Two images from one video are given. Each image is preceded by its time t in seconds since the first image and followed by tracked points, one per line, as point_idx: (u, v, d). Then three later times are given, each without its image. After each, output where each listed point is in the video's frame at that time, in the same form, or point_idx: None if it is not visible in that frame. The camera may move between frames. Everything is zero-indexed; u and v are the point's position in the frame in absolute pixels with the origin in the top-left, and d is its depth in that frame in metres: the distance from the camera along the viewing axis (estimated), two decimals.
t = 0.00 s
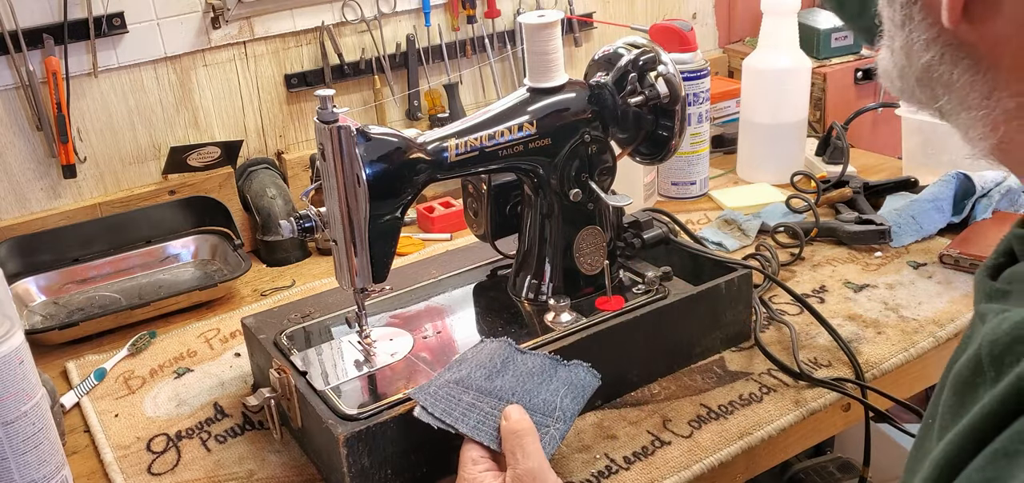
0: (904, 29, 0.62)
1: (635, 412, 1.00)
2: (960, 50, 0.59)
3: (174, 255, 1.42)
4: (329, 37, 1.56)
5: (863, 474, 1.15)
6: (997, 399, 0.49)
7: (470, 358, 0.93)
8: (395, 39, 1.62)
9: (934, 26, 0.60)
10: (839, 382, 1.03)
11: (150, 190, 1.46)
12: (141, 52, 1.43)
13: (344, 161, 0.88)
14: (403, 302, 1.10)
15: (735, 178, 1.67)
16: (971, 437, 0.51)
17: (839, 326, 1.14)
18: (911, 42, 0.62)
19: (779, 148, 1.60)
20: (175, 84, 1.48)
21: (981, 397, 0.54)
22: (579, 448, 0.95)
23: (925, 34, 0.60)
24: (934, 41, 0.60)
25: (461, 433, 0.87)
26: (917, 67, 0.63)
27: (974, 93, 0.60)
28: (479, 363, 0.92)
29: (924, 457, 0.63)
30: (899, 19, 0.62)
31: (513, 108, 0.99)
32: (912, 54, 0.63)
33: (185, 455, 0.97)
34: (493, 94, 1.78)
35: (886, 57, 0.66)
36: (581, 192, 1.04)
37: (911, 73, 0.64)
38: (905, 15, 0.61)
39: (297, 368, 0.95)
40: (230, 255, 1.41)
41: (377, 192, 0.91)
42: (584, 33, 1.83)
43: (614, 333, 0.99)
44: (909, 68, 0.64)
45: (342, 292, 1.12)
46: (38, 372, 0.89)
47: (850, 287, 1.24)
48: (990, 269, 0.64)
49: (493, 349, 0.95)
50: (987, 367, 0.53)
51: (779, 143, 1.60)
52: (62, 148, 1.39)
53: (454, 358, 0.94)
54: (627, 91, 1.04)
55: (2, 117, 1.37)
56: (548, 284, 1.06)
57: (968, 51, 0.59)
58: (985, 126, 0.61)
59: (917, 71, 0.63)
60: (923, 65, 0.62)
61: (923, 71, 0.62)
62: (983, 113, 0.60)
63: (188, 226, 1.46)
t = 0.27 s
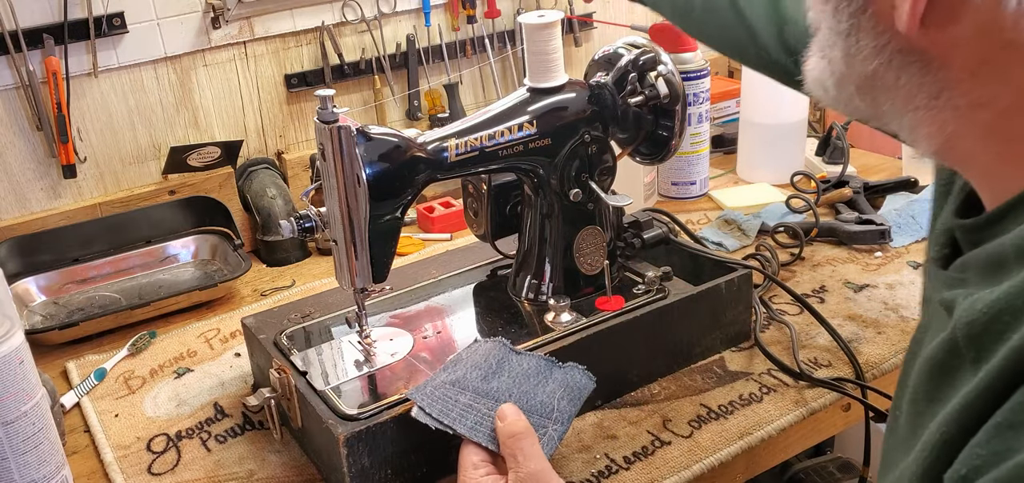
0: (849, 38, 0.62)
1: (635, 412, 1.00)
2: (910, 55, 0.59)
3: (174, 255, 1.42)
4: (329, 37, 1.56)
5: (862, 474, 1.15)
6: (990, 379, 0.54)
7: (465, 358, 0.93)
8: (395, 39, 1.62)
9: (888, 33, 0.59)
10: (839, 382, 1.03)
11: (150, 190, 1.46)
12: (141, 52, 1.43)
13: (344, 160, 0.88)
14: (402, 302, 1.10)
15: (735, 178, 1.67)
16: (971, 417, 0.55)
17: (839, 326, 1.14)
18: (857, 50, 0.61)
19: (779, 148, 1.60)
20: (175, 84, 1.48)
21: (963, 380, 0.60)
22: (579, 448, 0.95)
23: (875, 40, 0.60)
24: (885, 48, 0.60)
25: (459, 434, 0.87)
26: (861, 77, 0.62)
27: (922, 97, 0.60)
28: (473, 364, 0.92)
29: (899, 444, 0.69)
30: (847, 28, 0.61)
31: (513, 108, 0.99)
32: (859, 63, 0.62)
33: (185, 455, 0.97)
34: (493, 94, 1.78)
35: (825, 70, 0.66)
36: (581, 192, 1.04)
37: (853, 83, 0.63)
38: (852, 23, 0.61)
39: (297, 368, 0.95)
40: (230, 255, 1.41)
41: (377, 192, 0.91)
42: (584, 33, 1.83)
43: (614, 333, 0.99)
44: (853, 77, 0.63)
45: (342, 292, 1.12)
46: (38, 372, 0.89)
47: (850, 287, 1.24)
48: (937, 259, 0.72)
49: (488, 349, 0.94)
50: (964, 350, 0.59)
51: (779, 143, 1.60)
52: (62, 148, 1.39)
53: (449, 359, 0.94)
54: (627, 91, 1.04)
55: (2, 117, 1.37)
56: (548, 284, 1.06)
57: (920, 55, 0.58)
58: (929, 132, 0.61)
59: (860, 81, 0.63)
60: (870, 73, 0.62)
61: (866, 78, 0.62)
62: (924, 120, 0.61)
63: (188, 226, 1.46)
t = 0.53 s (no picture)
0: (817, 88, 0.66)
1: (635, 412, 1.00)
2: (884, 97, 0.63)
3: (174, 255, 1.42)
4: (329, 37, 1.56)
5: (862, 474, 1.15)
6: (953, 391, 0.59)
7: (467, 356, 0.93)
8: (395, 39, 1.62)
9: (862, 78, 0.63)
10: (839, 382, 1.03)
11: (150, 190, 1.46)
12: (142, 52, 1.43)
13: (344, 160, 0.88)
14: (402, 302, 1.10)
15: (735, 178, 1.67)
16: (953, 409, 0.59)
17: (839, 326, 1.14)
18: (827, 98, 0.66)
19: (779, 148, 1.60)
20: (175, 84, 1.48)
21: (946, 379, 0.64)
22: (579, 448, 0.95)
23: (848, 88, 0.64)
24: (859, 94, 0.64)
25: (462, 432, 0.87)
26: (829, 122, 0.67)
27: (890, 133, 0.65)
28: (474, 362, 0.92)
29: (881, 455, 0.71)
30: (816, 80, 0.65)
31: (513, 108, 0.99)
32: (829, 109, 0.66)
33: (185, 455, 0.97)
34: (493, 94, 1.78)
35: (786, 119, 0.70)
36: (581, 192, 1.04)
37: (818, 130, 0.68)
38: (824, 75, 0.64)
39: (297, 368, 0.95)
40: (230, 255, 1.41)
41: (377, 192, 0.91)
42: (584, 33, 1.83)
43: (613, 333, 0.99)
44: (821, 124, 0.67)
45: (342, 292, 1.12)
46: (39, 372, 0.89)
47: (850, 287, 1.24)
48: (886, 272, 0.78)
49: (489, 347, 0.95)
50: (941, 354, 0.64)
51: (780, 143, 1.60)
52: (62, 148, 1.38)
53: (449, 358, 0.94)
54: (627, 91, 1.04)
55: (2, 117, 1.37)
56: (548, 284, 1.06)
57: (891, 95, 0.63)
58: (897, 166, 0.66)
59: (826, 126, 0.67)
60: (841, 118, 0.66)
61: (831, 125, 0.67)
62: (888, 157, 0.66)
63: (188, 226, 1.46)
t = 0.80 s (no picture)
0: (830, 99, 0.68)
1: (635, 412, 1.00)
2: (897, 106, 0.66)
3: (174, 255, 1.42)
4: (329, 37, 1.56)
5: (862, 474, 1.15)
6: (954, 397, 0.59)
7: (466, 355, 0.93)
8: (395, 39, 1.62)
9: (878, 86, 0.66)
10: (839, 382, 1.03)
11: (150, 190, 1.46)
12: (142, 52, 1.43)
13: (344, 160, 0.88)
14: (402, 302, 1.10)
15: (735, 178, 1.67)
16: (955, 414, 0.59)
17: (839, 326, 1.14)
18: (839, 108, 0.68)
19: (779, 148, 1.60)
20: (175, 84, 1.48)
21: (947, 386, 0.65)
22: (579, 448, 0.95)
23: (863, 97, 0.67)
24: (874, 102, 0.66)
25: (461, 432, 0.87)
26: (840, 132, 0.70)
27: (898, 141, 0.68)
28: (475, 361, 0.92)
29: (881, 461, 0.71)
30: (830, 91, 0.68)
31: (513, 108, 0.99)
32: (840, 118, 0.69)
33: (185, 455, 0.97)
34: (493, 94, 1.78)
35: (796, 130, 0.72)
36: (581, 192, 1.04)
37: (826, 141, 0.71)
38: (839, 85, 0.67)
39: (297, 368, 0.95)
40: (230, 255, 1.41)
41: (377, 192, 0.91)
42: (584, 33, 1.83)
43: (613, 333, 0.99)
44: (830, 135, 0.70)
45: (342, 292, 1.12)
46: (39, 372, 0.89)
47: (850, 287, 1.24)
48: (884, 276, 0.78)
49: (488, 346, 0.94)
50: (938, 364, 0.65)
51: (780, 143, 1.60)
52: (62, 148, 1.38)
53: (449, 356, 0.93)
54: (627, 91, 1.04)
55: (2, 117, 1.37)
56: (548, 284, 1.06)
57: (901, 105, 0.66)
58: (904, 172, 0.69)
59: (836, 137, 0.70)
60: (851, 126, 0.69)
61: (845, 134, 0.69)
62: (896, 167, 0.69)
63: (188, 226, 1.46)
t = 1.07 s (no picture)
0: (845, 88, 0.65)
1: (635, 412, 1.00)
2: (909, 96, 0.62)
3: (174, 255, 1.42)
4: (329, 37, 1.56)
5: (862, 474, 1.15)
6: (957, 393, 0.57)
7: (468, 353, 0.93)
8: (395, 39, 1.62)
9: (887, 76, 0.62)
10: (839, 382, 1.04)
11: (150, 190, 1.46)
12: (142, 52, 1.43)
13: (344, 160, 0.88)
14: (402, 302, 1.10)
15: (735, 178, 1.67)
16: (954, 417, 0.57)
17: (839, 326, 1.14)
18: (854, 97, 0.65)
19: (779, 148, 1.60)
20: (175, 84, 1.48)
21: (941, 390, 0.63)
22: (579, 448, 0.95)
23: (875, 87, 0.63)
24: (885, 93, 0.63)
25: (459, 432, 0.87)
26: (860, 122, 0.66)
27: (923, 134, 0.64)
28: (476, 360, 0.92)
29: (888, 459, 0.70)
30: (845, 79, 0.64)
31: (513, 108, 0.99)
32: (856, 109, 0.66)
33: (185, 455, 0.97)
34: (493, 94, 1.78)
35: (818, 121, 0.70)
36: (581, 192, 1.04)
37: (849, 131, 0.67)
38: (850, 76, 0.64)
39: (297, 368, 0.95)
40: (230, 255, 1.41)
41: (377, 192, 0.91)
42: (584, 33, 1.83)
43: (613, 333, 0.99)
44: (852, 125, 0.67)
45: (342, 292, 1.12)
46: (38, 372, 0.89)
47: (850, 287, 1.24)
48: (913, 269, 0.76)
49: (490, 346, 0.94)
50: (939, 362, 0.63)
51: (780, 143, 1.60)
52: (62, 148, 1.38)
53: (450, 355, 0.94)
54: (627, 91, 1.04)
55: (2, 117, 1.37)
56: (548, 283, 1.06)
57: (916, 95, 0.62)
58: (929, 164, 0.65)
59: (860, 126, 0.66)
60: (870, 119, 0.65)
61: (862, 126, 0.66)
62: (918, 158, 0.65)
63: (188, 226, 1.46)
